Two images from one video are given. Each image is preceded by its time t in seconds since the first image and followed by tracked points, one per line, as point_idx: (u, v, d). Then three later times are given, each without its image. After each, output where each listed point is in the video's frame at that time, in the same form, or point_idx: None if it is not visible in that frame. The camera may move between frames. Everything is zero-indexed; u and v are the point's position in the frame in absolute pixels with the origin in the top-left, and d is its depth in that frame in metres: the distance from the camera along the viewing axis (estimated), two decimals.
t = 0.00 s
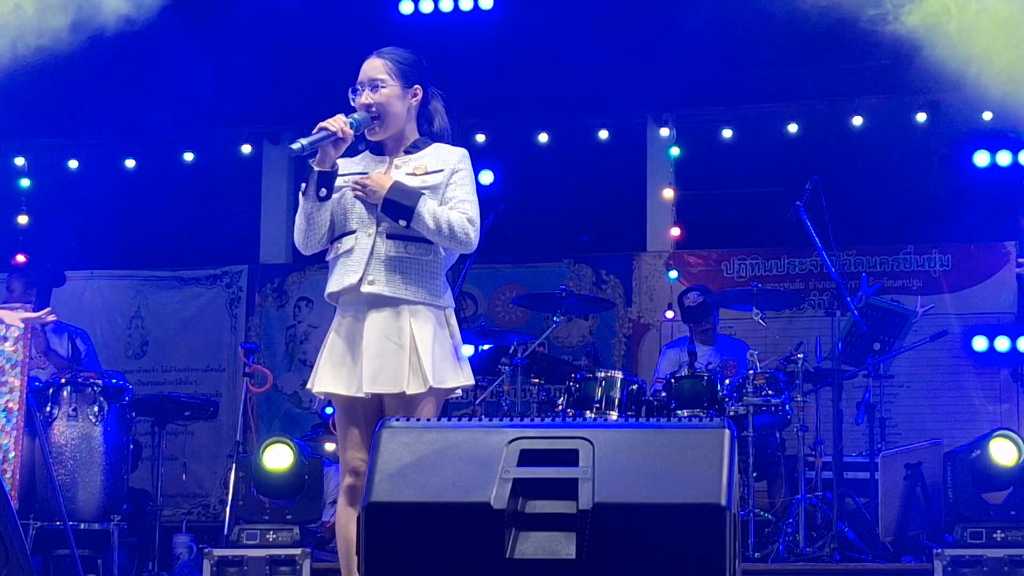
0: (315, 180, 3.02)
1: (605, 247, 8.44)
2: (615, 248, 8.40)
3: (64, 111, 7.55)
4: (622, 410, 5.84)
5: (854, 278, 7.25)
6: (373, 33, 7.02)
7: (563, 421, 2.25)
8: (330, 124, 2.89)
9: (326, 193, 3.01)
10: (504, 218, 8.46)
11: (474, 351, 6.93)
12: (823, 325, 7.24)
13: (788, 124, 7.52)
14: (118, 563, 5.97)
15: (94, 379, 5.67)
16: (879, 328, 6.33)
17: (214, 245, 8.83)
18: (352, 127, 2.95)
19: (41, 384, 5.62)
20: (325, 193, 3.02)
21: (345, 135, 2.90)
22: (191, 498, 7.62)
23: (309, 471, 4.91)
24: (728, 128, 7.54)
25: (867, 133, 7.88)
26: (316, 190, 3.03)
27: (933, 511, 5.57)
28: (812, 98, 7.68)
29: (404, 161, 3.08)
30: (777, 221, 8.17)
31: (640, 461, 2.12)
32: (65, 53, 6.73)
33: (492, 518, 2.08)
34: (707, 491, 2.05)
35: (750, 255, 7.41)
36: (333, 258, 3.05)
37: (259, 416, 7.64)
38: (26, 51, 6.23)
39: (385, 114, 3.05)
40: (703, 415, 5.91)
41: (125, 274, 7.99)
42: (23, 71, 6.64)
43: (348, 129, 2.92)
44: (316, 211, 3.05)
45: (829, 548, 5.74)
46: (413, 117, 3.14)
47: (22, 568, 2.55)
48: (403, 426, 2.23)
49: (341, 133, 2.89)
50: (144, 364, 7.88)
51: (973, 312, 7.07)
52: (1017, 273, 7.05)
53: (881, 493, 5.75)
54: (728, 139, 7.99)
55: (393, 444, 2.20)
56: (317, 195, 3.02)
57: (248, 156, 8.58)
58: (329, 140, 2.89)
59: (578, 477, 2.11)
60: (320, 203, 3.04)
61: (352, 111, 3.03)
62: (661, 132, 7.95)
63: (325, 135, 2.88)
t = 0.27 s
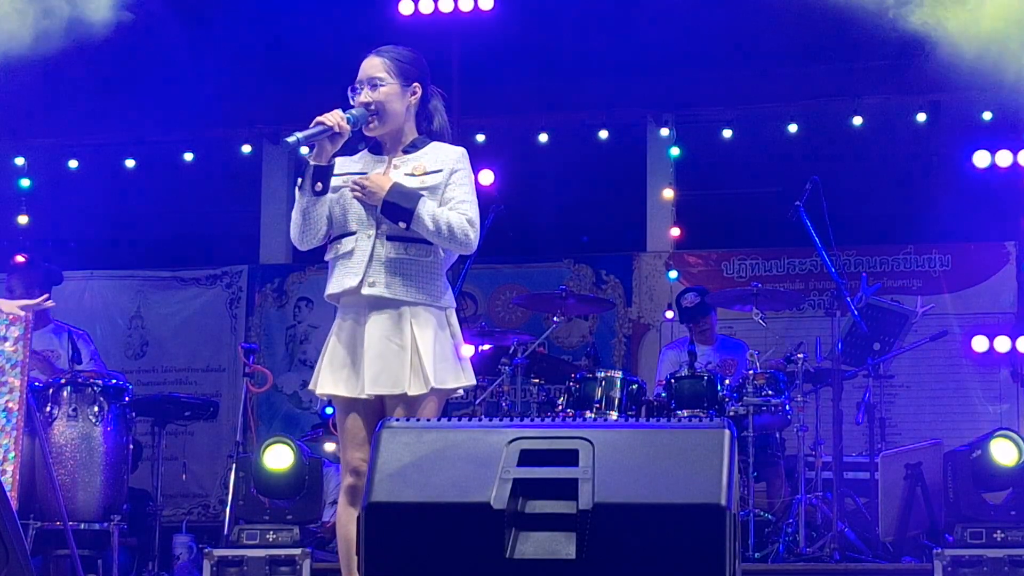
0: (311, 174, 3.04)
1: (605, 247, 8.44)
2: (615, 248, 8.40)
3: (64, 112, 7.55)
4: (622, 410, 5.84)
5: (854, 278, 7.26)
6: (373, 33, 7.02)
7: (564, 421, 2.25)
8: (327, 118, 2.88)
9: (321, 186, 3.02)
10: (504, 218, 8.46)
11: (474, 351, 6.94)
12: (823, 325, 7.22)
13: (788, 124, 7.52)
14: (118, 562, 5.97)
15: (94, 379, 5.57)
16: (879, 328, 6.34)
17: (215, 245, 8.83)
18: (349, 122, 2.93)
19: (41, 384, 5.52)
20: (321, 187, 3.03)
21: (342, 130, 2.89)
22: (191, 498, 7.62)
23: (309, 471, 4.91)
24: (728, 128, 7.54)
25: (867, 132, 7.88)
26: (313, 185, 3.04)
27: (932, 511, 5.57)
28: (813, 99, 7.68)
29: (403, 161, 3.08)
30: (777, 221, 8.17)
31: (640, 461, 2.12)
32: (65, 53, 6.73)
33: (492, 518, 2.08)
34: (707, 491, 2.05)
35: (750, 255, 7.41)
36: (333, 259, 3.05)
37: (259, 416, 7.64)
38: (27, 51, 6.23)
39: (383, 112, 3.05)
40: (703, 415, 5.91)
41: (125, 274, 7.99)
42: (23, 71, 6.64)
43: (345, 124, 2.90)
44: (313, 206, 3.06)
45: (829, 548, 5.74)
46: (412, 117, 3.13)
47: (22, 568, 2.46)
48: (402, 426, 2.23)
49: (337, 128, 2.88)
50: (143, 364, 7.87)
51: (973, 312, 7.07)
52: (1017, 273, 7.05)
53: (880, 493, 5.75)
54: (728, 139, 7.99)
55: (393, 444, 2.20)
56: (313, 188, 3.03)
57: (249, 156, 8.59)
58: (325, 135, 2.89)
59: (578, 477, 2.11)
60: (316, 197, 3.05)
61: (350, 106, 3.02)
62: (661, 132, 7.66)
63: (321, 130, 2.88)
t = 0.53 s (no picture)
0: (308, 172, 3.05)
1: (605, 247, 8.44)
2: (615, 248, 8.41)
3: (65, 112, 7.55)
4: (622, 410, 5.84)
5: (853, 278, 7.26)
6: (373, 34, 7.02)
7: (563, 421, 2.25)
8: (323, 115, 2.88)
9: (318, 185, 3.04)
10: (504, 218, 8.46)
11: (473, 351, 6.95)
12: (823, 325, 7.22)
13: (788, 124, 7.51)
14: (118, 563, 5.97)
15: (94, 379, 5.55)
16: (879, 327, 6.34)
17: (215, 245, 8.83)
18: (347, 120, 2.93)
19: (41, 384, 5.49)
20: (318, 185, 3.05)
21: (338, 127, 2.89)
22: (191, 498, 7.62)
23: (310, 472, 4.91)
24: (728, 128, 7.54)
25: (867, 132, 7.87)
26: (309, 183, 3.05)
27: (932, 511, 5.57)
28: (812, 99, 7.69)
29: (402, 161, 3.08)
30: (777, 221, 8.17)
31: (640, 461, 2.12)
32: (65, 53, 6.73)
33: (492, 518, 2.08)
34: (707, 491, 2.05)
35: (750, 255, 7.41)
36: (333, 260, 3.05)
37: (259, 417, 7.64)
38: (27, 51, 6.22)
39: (381, 110, 3.04)
40: (703, 415, 5.90)
41: (125, 274, 8.00)
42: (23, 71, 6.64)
43: (342, 122, 2.90)
44: (310, 205, 3.06)
45: (829, 548, 5.74)
46: (410, 115, 3.13)
47: (23, 568, 2.41)
48: (402, 426, 2.23)
49: (334, 125, 2.88)
50: (144, 364, 7.88)
51: (974, 312, 7.07)
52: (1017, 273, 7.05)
53: (880, 492, 5.75)
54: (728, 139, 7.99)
55: (393, 445, 2.20)
56: (309, 186, 3.04)
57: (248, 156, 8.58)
58: (322, 133, 2.89)
59: (578, 477, 2.11)
60: (313, 196, 3.06)
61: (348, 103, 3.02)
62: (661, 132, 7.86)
63: (318, 128, 2.88)
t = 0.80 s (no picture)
0: (306, 167, 3.05)
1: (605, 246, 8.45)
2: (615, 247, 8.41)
3: (65, 112, 7.55)
4: (622, 409, 5.84)
5: (853, 277, 7.27)
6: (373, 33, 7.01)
7: (564, 421, 2.25)
8: (322, 112, 2.87)
9: (316, 180, 3.04)
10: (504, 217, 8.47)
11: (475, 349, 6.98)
12: (823, 325, 7.22)
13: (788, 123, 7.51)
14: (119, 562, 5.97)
15: (94, 378, 5.47)
16: (879, 327, 6.30)
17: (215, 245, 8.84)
18: (346, 117, 2.93)
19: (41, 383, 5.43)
20: (316, 181, 3.04)
21: (338, 124, 2.88)
22: (191, 498, 7.62)
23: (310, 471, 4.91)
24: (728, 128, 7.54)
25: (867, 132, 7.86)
26: (308, 179, 3.05)
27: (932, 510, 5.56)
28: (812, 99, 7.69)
29: (403, 161, 3.08)
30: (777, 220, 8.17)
31: (640, 461, 2.12)
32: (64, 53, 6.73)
33: (492, 518, 2.08)
34: (708, 491, 2.05)
35: (750, 254, 7.41)
36: (334, 259, 3.05)
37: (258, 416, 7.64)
38: (27, 51, 6.21)
39: (382, 108, 3.04)
40: (703, 414, 5.90)
41: (125, 274, 7.99)
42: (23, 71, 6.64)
43: (340, 119, 2.90)
44: (309, 200, 3.06)
45: (829, 547, 5.74)
46: (411, 114, 3.13)
47: (23, 569, 2.35)
48: (403, 425, 2.23)
49: (333, 121, 2.87)
50: (143, 364, 7.88)
51: (974, 311, 7.07)
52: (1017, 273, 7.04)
53: (880, 492, 5.75)
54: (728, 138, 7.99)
55: (393, 444, 2.20)
56: (307, 182, 3.04)
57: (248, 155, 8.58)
58: (322, 129, 2.88)
59: (578, 477, 2.11)
60: (311, 191, 3.06)
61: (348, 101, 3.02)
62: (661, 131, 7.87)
63: (318, 124, 2.87)
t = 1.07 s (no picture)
0: (306, 166, 3.04)
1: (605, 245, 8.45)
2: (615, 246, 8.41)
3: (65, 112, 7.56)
4: (622, 408, 5.84)
5: (853, 276, 7.27)
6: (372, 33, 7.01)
7: (564, 419, 2.25)
8: (322, 111, 2.87)
9: (315, 179, 3.02)
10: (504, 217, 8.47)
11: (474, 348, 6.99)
12: (823, 324, 7.24)
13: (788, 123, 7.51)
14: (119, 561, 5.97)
15: (94, 377, 5.44)
16: (879, 327, 6.30)
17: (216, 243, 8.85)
18: (346, 115, 2.93)
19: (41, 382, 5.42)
20: (316, 179, 3.03)
21: (337, 123, 2.88)
22: (191, 497, 7.62)
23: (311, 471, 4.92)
24: (728, 127, 7.53)
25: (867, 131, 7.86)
26: (307, 177, 3.04)
27: (932, 510, 5.57)
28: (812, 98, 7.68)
29: (404, 160, 3.08)
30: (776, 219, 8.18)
31: (640, 460, 2.12)
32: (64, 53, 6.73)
33: (492, 517, 2.08)
34: (708, 489, 2.05)
35: (750, 253, 7.41)
36: (334, 258, 3.05)
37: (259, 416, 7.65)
38: (27, 51, 6.21)
39: (382, 107, 3.04)
40: (703, 413, 5.90)
41: (126, 273, 8.00)
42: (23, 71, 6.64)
43: (340, 118, 2.89)
44: (308, 198, 3.04)
45: (829, 547, 5.75)
46: (411, 114, 3.12)
47: (23, 568, 2.34)
48: (402, 424, 2.23)
49: (332, 120, 2.87)
50: (143, 363, 7.88)
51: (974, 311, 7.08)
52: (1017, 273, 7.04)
53: (880, 491, 5.75)
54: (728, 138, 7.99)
55: (393, 443, 2.20)
56: (307, 180, 3.03)
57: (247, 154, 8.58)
58: (321, 128, 2.88)
59: (578, 476, 2.11)
60: (310, 190, 3.04)
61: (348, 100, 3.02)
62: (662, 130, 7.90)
63: (317, 123, 2.87)
